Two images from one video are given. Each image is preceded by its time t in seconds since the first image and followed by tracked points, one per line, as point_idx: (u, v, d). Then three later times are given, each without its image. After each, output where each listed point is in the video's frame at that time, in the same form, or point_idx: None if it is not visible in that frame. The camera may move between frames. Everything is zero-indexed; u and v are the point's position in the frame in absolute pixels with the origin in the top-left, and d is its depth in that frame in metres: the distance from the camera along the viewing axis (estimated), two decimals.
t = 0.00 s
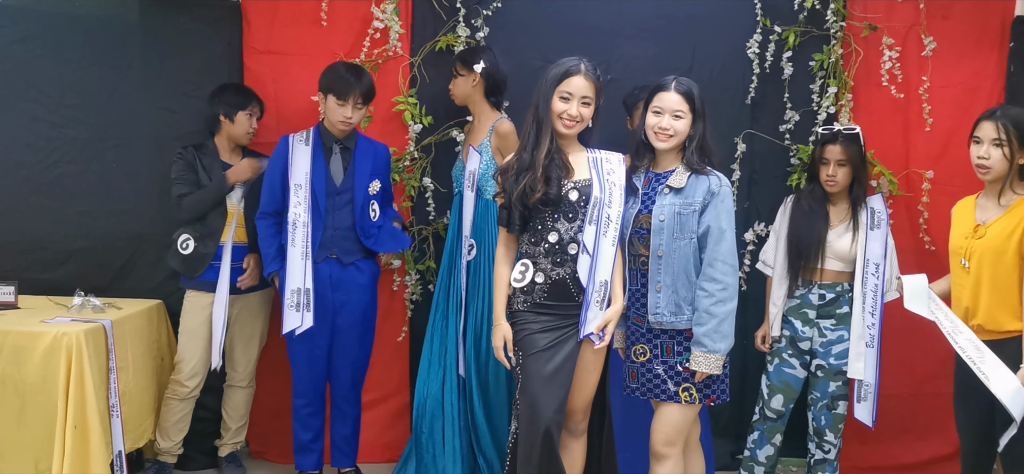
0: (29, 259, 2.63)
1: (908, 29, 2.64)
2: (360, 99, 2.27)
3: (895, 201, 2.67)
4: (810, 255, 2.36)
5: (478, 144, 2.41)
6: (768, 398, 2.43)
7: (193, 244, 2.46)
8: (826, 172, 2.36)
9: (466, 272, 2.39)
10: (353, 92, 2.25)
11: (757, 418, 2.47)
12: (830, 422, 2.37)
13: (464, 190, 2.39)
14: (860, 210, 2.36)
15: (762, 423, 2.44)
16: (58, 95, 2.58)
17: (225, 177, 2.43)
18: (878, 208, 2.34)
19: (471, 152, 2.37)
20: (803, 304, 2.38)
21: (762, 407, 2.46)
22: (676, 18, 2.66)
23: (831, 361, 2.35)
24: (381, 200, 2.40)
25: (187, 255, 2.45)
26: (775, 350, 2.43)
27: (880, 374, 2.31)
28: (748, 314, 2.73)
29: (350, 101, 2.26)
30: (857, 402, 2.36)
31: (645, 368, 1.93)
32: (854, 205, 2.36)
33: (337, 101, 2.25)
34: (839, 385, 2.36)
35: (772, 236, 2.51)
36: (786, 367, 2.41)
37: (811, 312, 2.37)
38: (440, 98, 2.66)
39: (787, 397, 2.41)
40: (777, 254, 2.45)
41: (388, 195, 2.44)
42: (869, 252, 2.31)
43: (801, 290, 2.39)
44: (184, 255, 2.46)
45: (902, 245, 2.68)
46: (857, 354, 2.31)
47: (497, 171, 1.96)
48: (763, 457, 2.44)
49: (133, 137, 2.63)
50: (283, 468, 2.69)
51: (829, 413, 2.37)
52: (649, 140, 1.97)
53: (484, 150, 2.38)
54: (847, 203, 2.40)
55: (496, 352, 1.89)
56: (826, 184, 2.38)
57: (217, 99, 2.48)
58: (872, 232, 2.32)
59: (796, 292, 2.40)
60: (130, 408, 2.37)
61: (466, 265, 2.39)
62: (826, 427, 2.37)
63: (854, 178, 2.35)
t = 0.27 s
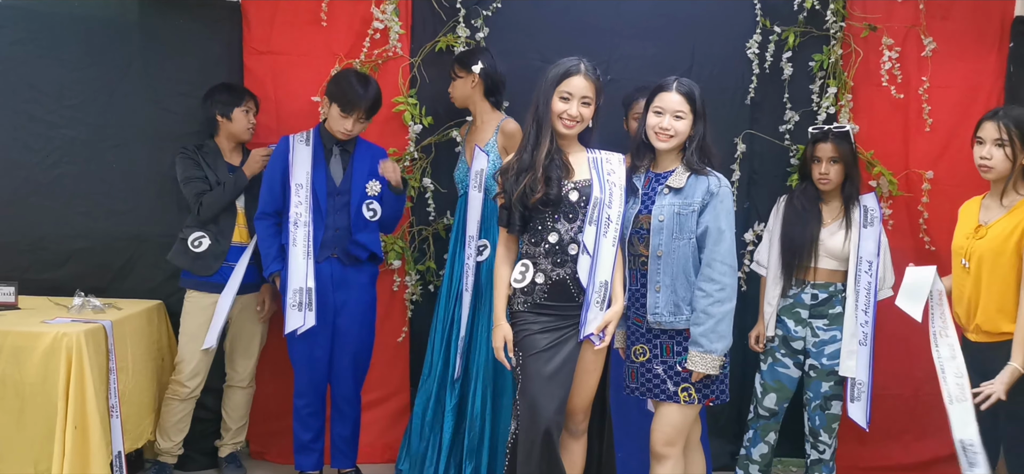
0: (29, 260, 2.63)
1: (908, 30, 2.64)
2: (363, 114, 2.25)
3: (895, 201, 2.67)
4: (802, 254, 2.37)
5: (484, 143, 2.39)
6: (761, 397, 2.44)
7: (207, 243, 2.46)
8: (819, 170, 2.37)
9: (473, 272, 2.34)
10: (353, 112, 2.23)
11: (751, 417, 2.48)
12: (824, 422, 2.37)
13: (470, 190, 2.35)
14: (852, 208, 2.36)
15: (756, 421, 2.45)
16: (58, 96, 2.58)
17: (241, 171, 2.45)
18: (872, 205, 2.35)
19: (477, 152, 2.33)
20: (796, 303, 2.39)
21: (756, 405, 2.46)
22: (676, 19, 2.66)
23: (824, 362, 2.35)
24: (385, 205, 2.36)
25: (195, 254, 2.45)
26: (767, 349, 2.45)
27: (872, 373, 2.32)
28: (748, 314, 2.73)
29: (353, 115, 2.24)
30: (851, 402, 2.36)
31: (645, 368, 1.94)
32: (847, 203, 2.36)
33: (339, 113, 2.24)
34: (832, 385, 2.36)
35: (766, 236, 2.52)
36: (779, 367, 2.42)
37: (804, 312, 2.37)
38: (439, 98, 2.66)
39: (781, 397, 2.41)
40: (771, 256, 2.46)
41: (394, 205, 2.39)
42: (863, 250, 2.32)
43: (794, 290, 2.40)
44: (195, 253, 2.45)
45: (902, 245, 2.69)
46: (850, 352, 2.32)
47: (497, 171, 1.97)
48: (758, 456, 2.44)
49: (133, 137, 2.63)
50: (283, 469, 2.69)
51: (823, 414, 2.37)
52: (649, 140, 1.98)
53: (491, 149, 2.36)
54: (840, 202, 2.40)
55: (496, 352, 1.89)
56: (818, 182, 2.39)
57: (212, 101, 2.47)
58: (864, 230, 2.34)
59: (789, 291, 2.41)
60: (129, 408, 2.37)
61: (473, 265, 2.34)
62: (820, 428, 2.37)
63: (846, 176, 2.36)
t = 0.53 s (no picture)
0: (29, 263, 2.64)
1: (907, 32, 2.64)
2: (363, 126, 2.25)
3: (894, 204, 2.68)
4: (794, 256, 2.36)
5: (490, 148, 2.38)
6: (755, 398, 2.44)
7: (207, 245, 2.46)
8: (810, 171, 2.38)
9: (487, 277, 2.29)
10: (354, 124, 2.23)
11: (748, 418, 2.48)
12: (816, 424, 2.38)
13: (478, 196, 2.27)
14: (843, 208, 2.36)
15: (752, 422, 2.45)
16: (58, 99, 2.60)
17: (242, 172, 2.44)
18: (862, 205, 2.35)
19: (484, 158, 2.23)
20: (788, 305, 2.38)
21: (751, 406, 2.47)
22: (674, 22, 2.67)
23: (815, 364, 2.36)
24: (379, 203, 2.33)
25: (195, 257, 2.46)
26: (761, 352, 2.44)
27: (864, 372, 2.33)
28: (747, 317, 2.73)
29: (353, 125, 2.23)
30: (843, 402, 2.35)
31: (642, 369, 1.94)
32: (836, 203, 2.37)
33: (339, 122, 2.23)
34: (823, 387, 2.36)
35: (756, 242, 2.51)
36: (773, 368, 2.41)
37: (796, 313, 2.37)
38: (439, 101, 2.66)
39: (775, 398, 2.41)
40: (762, 259, 2.45)
41: (388, 197, 2.34)
42: (854, 250, 2.33)
43: (786, 291, 2.39)
44: (195, 257, 2.45)
45: (901, 248, 2.69)
46: (840, 352, 2.33)
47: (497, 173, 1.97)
48: (755, 457, 2.44)
49: (132, 140, 2.63)
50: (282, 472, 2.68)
51: (814, 416, 2.38)
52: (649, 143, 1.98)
53: (497, 154, 2.35)
54: (831, 202, 2.40)
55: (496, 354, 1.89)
56: (809, 184, 2.40)
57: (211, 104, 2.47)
58: (856, 230, 2.35)
59: (782, 293, 2.40)
60: (128, 411, 2.36)
61: (486, 269, 2.29)
62: (813, 429, 2.38)
63: (836, 177, 2.38)
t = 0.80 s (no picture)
0: (28, 269, 2.64)
1: (906, 38, 2.65)
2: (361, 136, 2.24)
3: (894, 209, 2.68)
4: (784, 261, 2.37)
5: (490, 155, 2.40)
6: (751, 403, 2.45)
7: (207, 251, 2.45)
8: (800, 175, 2.39)
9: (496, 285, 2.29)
10: (354, 131, 2.21)
11: (744, 424, 2.48)
12: (811, 430, 2.38)
13: (479, 202, 2.31)
14: (833, 212, 2.37)
15: (749, 427, 2.45)
16: (57, 105, 2.60)
17: (242, 176, 2.45)
18: (853, 209, 2.36)
19: (484, 164, 2.29)
20: (782, 310, 2.39)
21: (746, 412, 2.47)
22: (673, 28, 2.67)
23: (809, 369, 2.36)
24: (375, 203, 2.34)
25: (195, 263, 2.44)
26: (755, 356, 2.45)
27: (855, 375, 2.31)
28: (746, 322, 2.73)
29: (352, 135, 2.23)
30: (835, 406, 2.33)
31: (642, 376, 1.92)
32: (827, 208, 2.38)
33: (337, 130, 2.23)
34: (817, 392, 2.36)
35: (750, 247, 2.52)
36: (768, 373, 2.42)
37: (790, 319, 2.38)
38: (438, 107, 2.66)
39: (770, 403, 2.42)
40: (756, 264, 2.45)
41: (386, 193, 2.34)
42: (846, 254, 2.33)
43: (781, 296, 2.40)
44: (196, 261, 2.44)
45: (901, 253, 2.68)
46: (830, 356, 2.32)
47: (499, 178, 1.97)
48: (753, 462, 2.45)
49: (132, 146, 2.63)
50: None
51: (809, 421, 2.38)
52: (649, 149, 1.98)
53: (496, 161, 2.36)
54: (821, 206, 2.42)
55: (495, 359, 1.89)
56: (799, 188, 2.41)
57: (211, 110, 2.47)
58: (847, 233, 2.34)
59: (776, 298, 2.41)
60: (127, 417, 2.36)
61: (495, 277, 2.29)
62: (808, 435, 2.39)
63: (827, 180, 2.39)
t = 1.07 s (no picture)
0: (28, 270, 2.64)
1: (905, 39, 2.65)
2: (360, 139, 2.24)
3: (893, 210, 2.68)
4: (780, 263, 2.36)
5: (469, 154, 2.41)
6: (745, 405, 2.46)
7: (206, 252, 2.45)
8: (791, 178, 2.37)
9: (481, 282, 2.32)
10: (354, 137, 2.22)
11: (740, 425, 2.50)
12: (806, 430, 2.39)
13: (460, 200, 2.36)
14: (824, 212, 2.37)
15: (745, 429, 2.48)
16: (57, 107, 2.60)
17: (240, 177, 2.44)
18: (844, 209, 2.35)
19: (462, 163, 2.34)
20: (775, 312, 2.39)
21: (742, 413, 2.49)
22: (672, 29, 2.67)
23: (803, 371, 2.36)
24: (374, 203, 2.35)
25: (195, 264, 2.45)
26: (749, 359, 2.45)
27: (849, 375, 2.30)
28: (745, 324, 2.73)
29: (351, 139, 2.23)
30: (829, 406, 2.32)
31: (643, 377, 1.92)
32: (818, 209, 2.38)
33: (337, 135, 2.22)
34: (811, 394, 2.36)
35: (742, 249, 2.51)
36: (762, 375, 2.42)
37: (783, 321, 2.38)
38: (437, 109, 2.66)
39: (764, 404, 2.43)
40: (748, 267, 2.45)
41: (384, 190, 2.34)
42: (838, 254, 2.32)
43: (774, 298, 2.40)
44: (195, 263, 2.44)
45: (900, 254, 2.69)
46: (824, 356, 2.32)
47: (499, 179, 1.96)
48: (750, 464, 2.47)
49: (131, 148, 2.63)
50: None
51: (804, 422, 2.39)
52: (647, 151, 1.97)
53: (476, 161, 2.38)
54: (812, 208, 2.42)
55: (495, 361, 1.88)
56: (791, 191, 2.39)
57: (209, 111, 2.47)
58: (840, 234, 2.33)
59: (769, 300, 2.41)
60: (125, 419, 2.35)
61: (479, 274, 2.33)
62: (803, 436, 2.39)
63: (817, 182, 2.38)
